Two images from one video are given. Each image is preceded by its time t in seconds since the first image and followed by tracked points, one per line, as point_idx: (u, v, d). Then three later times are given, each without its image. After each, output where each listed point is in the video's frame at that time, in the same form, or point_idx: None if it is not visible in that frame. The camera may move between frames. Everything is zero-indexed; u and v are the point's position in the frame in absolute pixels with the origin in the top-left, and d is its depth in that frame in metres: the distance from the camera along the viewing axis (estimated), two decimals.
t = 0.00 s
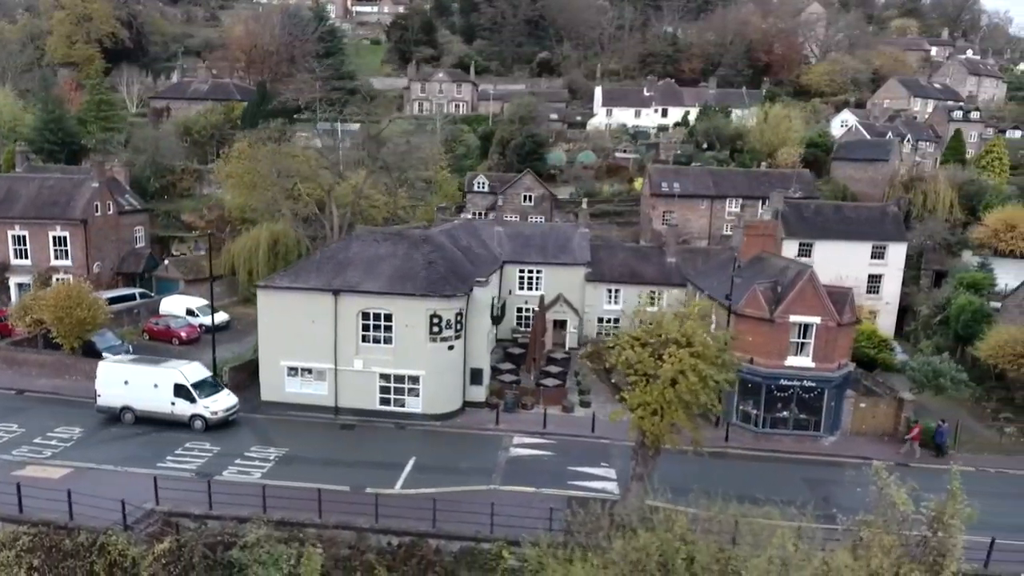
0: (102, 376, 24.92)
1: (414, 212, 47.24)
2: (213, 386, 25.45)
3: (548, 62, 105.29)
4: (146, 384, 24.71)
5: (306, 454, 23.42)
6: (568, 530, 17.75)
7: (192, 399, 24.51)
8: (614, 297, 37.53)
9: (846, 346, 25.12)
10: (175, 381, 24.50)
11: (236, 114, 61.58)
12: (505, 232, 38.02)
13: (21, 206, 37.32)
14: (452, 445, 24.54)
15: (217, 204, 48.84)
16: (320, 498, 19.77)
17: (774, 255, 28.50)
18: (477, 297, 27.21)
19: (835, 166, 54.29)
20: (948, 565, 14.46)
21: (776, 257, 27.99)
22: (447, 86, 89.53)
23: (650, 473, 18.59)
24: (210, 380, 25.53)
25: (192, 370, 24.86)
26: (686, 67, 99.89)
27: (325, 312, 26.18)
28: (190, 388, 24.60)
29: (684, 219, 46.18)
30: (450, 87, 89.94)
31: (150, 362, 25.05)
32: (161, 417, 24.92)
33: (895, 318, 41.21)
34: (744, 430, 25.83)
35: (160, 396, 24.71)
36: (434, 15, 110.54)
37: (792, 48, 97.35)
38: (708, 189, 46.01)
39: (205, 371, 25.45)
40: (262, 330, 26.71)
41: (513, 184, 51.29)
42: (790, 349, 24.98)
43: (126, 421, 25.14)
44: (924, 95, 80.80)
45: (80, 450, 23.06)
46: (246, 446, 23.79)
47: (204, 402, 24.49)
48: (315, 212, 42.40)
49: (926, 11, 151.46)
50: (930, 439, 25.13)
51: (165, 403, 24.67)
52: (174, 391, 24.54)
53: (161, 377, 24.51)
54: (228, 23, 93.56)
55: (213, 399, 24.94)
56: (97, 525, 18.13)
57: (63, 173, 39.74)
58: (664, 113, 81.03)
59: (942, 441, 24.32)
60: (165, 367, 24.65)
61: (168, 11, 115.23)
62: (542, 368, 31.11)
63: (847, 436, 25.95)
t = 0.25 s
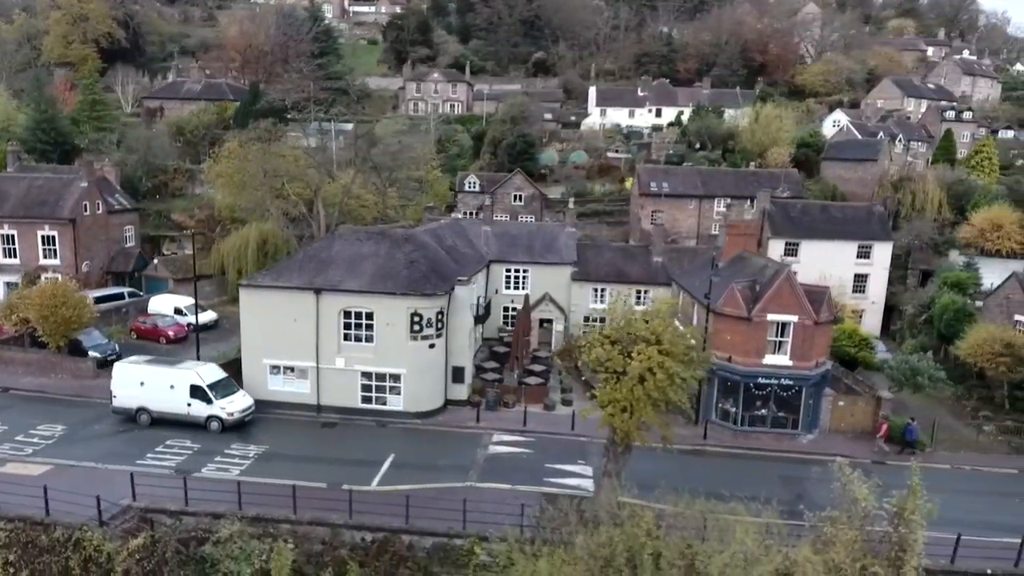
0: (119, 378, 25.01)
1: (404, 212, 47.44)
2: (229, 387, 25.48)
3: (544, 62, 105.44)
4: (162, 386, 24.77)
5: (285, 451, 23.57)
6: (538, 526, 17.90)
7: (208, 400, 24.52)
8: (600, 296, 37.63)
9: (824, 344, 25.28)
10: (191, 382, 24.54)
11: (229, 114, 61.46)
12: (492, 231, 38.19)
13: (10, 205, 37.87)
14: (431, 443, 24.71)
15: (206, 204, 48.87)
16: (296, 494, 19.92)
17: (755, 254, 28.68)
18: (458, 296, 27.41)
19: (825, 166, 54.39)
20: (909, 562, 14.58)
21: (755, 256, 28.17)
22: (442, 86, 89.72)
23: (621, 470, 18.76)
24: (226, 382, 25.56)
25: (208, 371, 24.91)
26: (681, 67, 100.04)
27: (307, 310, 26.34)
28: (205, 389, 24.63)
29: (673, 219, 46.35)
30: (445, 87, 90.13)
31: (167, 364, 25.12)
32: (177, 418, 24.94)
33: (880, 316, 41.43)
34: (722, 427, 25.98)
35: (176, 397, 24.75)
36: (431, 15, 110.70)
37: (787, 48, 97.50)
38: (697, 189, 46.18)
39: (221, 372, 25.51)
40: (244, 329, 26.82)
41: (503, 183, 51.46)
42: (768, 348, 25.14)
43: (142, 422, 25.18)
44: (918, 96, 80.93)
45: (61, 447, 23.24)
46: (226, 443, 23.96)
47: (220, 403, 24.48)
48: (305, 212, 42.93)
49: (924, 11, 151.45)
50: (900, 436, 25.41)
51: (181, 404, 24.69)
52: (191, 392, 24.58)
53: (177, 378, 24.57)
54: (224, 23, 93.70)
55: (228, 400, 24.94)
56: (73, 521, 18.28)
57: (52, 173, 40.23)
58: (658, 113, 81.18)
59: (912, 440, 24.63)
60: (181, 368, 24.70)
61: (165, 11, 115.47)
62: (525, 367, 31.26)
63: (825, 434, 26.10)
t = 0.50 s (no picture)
0: (133, 379, 24.99)
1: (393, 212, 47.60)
2: (244, 388, 25.46)
3: (539, 62, 105.58)
4: (177, 386, 24.75)
5: (265, 449, 23.74)
6: (510, 523, 18.07)
7: (224, 401, 24.50)
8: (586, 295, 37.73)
9: (802, 343, 25.43)
10: (206, 383, 24.51)
11: (221, 113, 61.58)
12: (478, 231, 38.34)
13: None
14: (412, 440, 24.90)
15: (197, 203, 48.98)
16: (273, 491, 20.08)
17: (737, 254, 28.79)
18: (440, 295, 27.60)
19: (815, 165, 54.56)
20: (870, 558, 14.79)
21: (736, 255, 28.34)
22: (437, 86, 89.88)
23: (593, 467, 18.97)
24: (241, 384, 25.55)
25: (222, 371, 24.91)
26: (676, 67, 100.25)
27: (289, 308, 26.51)
28: (221, 390, 24.61)
29: (661, 219, 46.51)
30: (440, 87, 90.32)
31: (181, 365, 25.09)
32: (191, 419, 24.92)
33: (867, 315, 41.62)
34: (701, 425, 26.18)
35: (191, 398, 24.73)
36: (427, 15, 110.85)
37: (782, 48, 97.66)
38: (685, 189, 46.34)
39: (235, 373, 25.51)
40: (228, 327, 26.98)
41: (493, 183, 51.59)
42: (746, 346, 25.31)
43: (157, 424, 25.17)
44: (911, 96, 81.11)
45: (43, 445, 23.39)
46: (206, 441, 24.12)
47: (235, 403, 24.46)
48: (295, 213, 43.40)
49: (920, 11, 151.52)
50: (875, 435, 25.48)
51: (196, 405, 24.66)
52: (206, 393, 24.57)
53: (192, 379, 24.54)
54: (220, 22, 93.83)
55: (243, 401, 24.92)
56: (50, 518, 18.40)
57: (41, 172, 40.52)
58: (652, 113, 81.34)
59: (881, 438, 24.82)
60: (196, 369, 24.67)
61: (162, 11, 115.66)
62: (509, 365, 31.45)
63: (805, 432, 26.30)
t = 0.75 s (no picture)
0: (146, 380, 24.88)
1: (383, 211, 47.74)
2: (257, 389, 25.46)
3: (534, 62, 105.46)
4: (191, 388, 24.69)
5: (246, 447, 23.90)
6: (482, 519, 18.20)
7: (238, 402, 24.49)
8: (573, 295, 37.84)
9: (781, 342, 25.60)
10: (221, 384, 24.49)
11: (214, 113, 61.71)
12: (465, 231, 38.55)
13: None
14: (392, 438, 25.07)
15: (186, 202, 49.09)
16: (250, 488, 20.25)
17: (718, 253, 28.96)
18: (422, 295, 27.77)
19: (805, 165, 54.67)
20: (832, 553, 14.87)
21: (716, 255, 28.52)
22: (432, 86, 89.99)
23: (565, 464, 19.16)
24: (254, 385, 25.55)
25: (236, 373, 24.90)
26: (671, 67, 100.38)
27: (271, 307, 26.69)
28: (235, 391, 24.58)
29: (650, 218, 46.63)
30: (435, 87, 90.44)
31: (195, 366, 25.02)
32: (205, 421, 24.87)
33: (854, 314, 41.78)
34: (680, 424, 26.32)
35: (205, 400, 24.68)
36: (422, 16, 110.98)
37: (776, 48, 97.78)
38: (674, 189, 46.48)
39: (248, 374, 25.52)
40: (211, 326, 27.15)
41: (483, 183, 51.72)
42: (725, 345, 25.52)
43: (171, 425, 25.08)
44: (904, 96, 81.25)
45: (25, 442, 23.55)
46: (187, 439, 24.30)
47: (250, 405, 24.48)
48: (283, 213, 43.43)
49: (917, 11, 151.51)
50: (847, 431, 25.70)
51: (210, 407, 24.61)
52: (220, 394, 24.54)
53: (206, 381, 24.51)
54: (216, 22, 93.85)
55: (258, 402, 24.93)
56: (27, 514, 18.56)
57: (31, 172, 40.71)
58: (646, 113, 81.48)
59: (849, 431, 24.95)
60: (211, 370, 24.64)
61: (159, 12, 115.80)
62: (493, 363, 31.60)
63: (784, 431, 26.45)
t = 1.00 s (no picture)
0: (159, 381, 24.79)
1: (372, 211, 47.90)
2: (270, 390, 25.46)
3: (530, 62, 105.05)
4: (205, 389, 24.65)
5: (227, 444, 24.09)
6: (455, 516, 18.36)
7: (252, 403, 24.51)
8: (560, 294, 37.95)
9: (760, 340, 25.73)
10: (235, 384, 24.49)
11: (207, 113, 61.89)
12: (453, 230, 38.74)
13: None
14: (373, 436, 25.23)
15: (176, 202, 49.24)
16: (229, 485, 20.43)
17: (699, 252, 29.14)
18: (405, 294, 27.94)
19: (795, 165, 54.76)
20: (797, 551, 14.97)
21: (699, 254, 28.71)
22: (427, 86, 90.12)
23: (540, 461, 19.35)
24: (267, 386, 25.56)
25: (249, 373, 24.91)
26: (666, 67, 100.48)
27: (254, 306, 26.84)
28: (249, 392, 24.63)
29: (639, 218, 46.73)
30: (430, 87, 90.53)
31: (208, 367, 24.99)
32: (218, 422, 24.82)
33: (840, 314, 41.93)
34: (660, 422, 26.50)
35: (218, 401, 24.63)
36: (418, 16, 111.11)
37: (771, 48, 97.88)
38: (663, 188, 46.62)
39: (261, 375, 25.54)
40: (194, 325, 27.30)
41: (474, 182, 51.85)
42: (703, 344, 25.68)
43: (184, 426, 25.00)
44: (897, 96, 81.36)
45: (8, 439, 23.77)
46: (169, 436, 24.49)
47: (265, 405, 24.49)
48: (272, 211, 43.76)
49: (914, 11, 151.43)
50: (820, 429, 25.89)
51: (224, 408, 24.58)
52: (234, 395, 24.53)
53: (220, 381, 24.48)
54: (212, 22, 93.90)
55: (272, 403, 24.94)
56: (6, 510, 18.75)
57: (21, 171, 41.02)
58: (639, 113, 81.59)
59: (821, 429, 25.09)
60: (225, 370, 24.63)
61: (156, 12, 116.02)
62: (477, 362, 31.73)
63: (763, 429, 26.56)
